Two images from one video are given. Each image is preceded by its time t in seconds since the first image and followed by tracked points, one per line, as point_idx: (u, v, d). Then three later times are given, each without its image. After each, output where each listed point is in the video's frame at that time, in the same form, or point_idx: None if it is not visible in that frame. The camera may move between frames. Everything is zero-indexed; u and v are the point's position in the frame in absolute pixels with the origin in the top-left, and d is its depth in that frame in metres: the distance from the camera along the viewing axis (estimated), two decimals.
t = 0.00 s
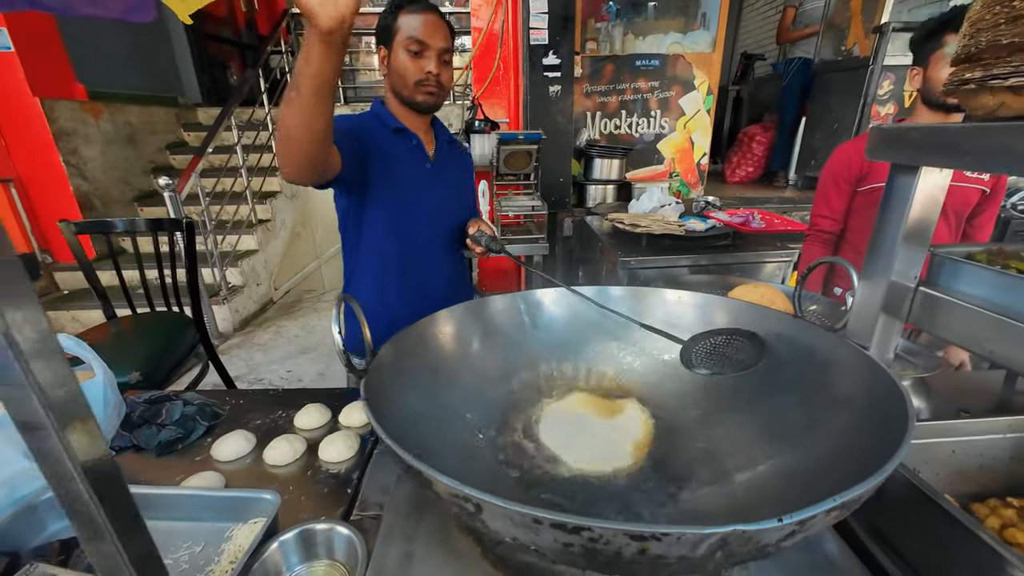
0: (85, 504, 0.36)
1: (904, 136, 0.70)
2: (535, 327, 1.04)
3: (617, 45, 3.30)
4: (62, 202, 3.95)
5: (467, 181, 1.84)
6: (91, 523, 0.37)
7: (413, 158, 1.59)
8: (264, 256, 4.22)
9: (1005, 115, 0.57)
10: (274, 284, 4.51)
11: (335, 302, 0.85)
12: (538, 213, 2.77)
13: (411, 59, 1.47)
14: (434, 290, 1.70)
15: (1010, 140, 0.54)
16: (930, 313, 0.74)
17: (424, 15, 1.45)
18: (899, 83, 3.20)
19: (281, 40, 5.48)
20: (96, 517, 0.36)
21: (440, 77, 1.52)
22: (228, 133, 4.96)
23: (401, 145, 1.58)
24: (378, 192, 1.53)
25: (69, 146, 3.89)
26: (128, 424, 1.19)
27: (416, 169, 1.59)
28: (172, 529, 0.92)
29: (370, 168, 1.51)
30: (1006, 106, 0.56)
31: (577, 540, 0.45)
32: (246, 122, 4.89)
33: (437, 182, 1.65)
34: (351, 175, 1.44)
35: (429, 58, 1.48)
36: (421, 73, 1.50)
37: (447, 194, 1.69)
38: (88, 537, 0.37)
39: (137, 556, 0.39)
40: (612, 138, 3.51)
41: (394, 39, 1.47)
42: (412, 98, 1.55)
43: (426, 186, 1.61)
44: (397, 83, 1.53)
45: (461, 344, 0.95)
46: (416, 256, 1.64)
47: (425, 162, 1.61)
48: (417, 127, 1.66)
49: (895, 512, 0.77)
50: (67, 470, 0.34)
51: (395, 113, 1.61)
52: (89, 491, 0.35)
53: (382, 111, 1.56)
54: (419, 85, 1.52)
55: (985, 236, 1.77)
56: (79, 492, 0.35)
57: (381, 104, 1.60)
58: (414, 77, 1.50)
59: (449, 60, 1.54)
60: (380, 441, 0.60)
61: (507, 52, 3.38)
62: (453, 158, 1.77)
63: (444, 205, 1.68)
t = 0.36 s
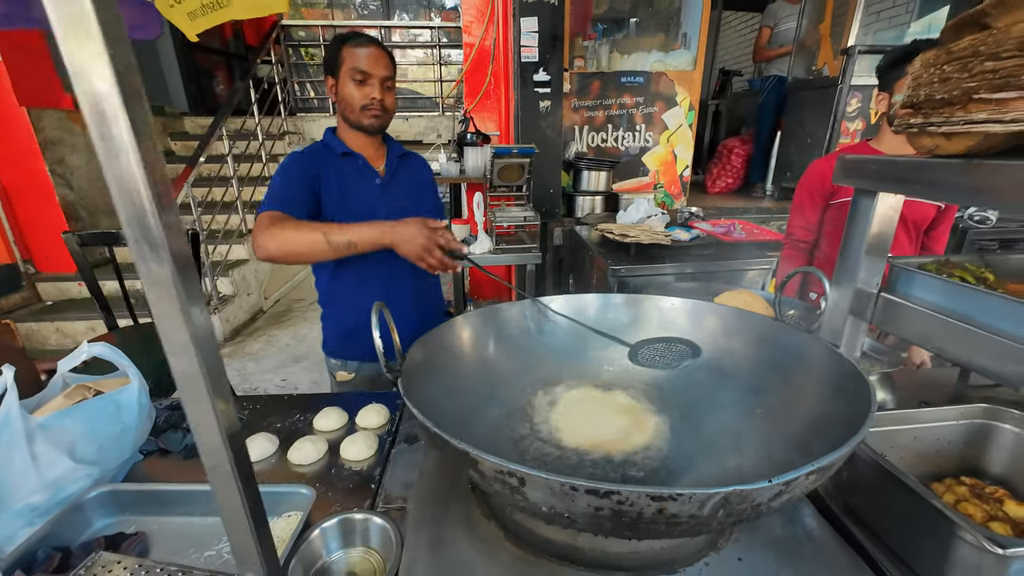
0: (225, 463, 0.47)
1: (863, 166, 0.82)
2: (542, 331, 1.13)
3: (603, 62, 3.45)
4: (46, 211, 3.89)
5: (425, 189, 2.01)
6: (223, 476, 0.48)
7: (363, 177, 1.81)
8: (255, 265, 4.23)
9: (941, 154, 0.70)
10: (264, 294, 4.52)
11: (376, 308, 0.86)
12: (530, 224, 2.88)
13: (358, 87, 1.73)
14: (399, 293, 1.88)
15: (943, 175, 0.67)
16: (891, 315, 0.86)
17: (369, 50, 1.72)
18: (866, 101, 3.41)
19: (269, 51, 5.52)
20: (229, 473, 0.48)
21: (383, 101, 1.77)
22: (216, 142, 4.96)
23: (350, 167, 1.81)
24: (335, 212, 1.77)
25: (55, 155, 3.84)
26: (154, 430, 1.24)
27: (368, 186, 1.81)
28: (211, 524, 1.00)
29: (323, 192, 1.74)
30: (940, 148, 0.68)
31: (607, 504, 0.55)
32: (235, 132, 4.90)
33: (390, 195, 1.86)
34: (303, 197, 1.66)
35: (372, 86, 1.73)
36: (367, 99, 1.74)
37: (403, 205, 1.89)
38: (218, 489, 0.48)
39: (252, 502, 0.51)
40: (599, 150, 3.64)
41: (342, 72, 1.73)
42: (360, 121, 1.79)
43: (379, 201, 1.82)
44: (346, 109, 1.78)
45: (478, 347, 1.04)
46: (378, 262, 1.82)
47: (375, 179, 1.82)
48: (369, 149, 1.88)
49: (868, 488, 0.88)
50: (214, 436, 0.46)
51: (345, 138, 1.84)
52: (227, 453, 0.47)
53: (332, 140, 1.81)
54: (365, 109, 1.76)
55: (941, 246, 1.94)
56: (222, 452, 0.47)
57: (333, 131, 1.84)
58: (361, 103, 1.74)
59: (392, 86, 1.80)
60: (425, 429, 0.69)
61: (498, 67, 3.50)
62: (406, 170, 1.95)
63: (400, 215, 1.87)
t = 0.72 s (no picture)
0: (267, 441, 0.50)
1: (844, 167, 0.87)
2: (542, 326, 1.16)
3: (589, 71, 3.53)
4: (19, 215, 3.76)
5: (393, 188, 2.05)
6: (263, 452, 0.51)
7: (330, 176, 1.83)
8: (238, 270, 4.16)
9: (915, 154, 0.75)
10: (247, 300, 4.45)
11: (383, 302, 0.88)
12: (519, 227, 2.91)
13: (327, 87, 1.74)
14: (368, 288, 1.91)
15: (918, 173, 0.72)
16: (872, 306, 0.91)
17: (336, 51, 1.74)
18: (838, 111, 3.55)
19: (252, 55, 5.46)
20: (271, 450, 0.51)
21: (353, 99, 1.79)
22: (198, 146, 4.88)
23: (317, 167, 1.82)
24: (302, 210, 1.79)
25: (29, 158, 3.73)
26: (151, 431, 1.22)
27: (335, 186, 1.83)
28: (216, 522, 0.98)
29: (290, 191, 1.76)
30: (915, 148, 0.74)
31: (621, 479, 0.58)
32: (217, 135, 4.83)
33: (358, 193, 1.89)
34: (266, 198, 1.67)
35: (341, 85, 1.75)
36: (337, 98, 1.76)
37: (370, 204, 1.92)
38: (258, 466, 0.51)
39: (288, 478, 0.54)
40: (585, 156, 3.71)
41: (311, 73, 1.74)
42: (330, 120, 1.79)
43: (347, 199, 1.85)
44: (315, 108, 1.78)
45: (481, 343, 1.06)
46: (346, 258, 1.85)
47: (342, 178, 1.85)
48: (336, 149, 1.90)
49: (858, 471, 0.94)
50: (257, 416, 0.49)
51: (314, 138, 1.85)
52: (269, 432, 0.50)
53: (298, 140, 1.81)
54: (336, 107, 1.77)
55: (912, 245, 2.03)
56: (264, 430, 0.49)
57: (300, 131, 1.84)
58: (331, 101, 1.75)
59: (359, 86, 1.82)
60: (439, 416, 0.71)
61: (486, 74, 3.54)
62: (374, 169, 1.97)
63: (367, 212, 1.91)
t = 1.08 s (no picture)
0: (245, 444, 0.49)
1: (814, 170, 0.90)
2: (526, 326, 1.17)
3: (570, 72, 3.56)
4: None
5: (384, 191, 2.08)
6: (241, 457, 0.50)
7: (323, 173, 1.84)
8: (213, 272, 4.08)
9: (881, 156, 0.78)
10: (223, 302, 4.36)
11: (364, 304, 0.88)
12: (502, 228, 2.92)
13: (323, 91, 1.77)
14: (359, 284, 1.91)
15: (883, 176, 0.76)
16: (841, 303, 0.94)
17: (331, 56, 1.77)
18: (811, 115, 3.65)
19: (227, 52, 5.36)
20: (249, 455, 0.49)
21: (347, 104, 1.83)
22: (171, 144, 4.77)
23: (311, 163, 1.83)
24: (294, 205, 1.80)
25: None
26: (122, 438, 1.19)
27: (328, 182, 1.85)
28: (191, 529, 0.97)
29: (284, 185, 1.77)
30: (881, 151, 0.77)
31: (602, 475, 0.59)
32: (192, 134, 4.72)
33: (350, 191, 1.90)
34: (260, 189, 1.68)
35: (337, 89, 1.79)
36: (331, 101, 1.79)
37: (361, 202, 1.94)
38: (233, 471, 0.50)
39: (266, 483, 0.52)
40: (567, 157, 3.73)
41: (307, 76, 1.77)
42: (325, 123, 1.83)
43: (339, 195, 1.87)
44: (310, 109, 1.81)
45: (465, 343, 1.07)
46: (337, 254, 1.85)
47: (336, 175, 1.87)
48: (330, 148, 1.93)
49: (827, 461, 0.99)
50: (235, 419, 0.47)
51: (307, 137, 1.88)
52: (247, 436, 0.49)
53: (293, 137, 1.83)
54: (330, 110, 1.80)
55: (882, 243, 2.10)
56: (242, 434, 0.48)
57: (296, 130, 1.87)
58: (325, 104, 1.79)
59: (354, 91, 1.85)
60: (422, 415, 0.71)
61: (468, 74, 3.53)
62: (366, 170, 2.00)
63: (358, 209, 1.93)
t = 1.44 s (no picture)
0: (162, 463, 0.43)
1: (793, 162, 0.88)
2: (502, 324, 1.14)
3: (554, 64, 3.50)
4: None
5: (396, 183, 2.02)
6: (160, 478, 0.44)
7: (337, 161, 1.79)
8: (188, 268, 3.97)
9: (861, 148, 0.76)
10: (199, 299, 4.26)
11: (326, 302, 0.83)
12: (485, 222, 2.88)
13: (339, 80, 1.72)
14: (365, 274, 1.86)
15: (863, 168, 0.73)
16: (820, 299, 0.92)
17: (349, 45, 1.71)
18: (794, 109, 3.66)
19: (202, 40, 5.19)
20: (167, 474, 0.44)
21: (364, 92, 1.77)
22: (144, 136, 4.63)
23: (325, 151, 1.78)
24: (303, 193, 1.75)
25: None
26: (74, 445, 1.14)
27: (340, 171, 1.79)
28: (145, 542, 0.93)
29: (294, 172, 1.73)
30: (861, 142, 0.74)
31: (571, 485, 0.56)
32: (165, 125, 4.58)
33: (362, 182, 1.84)
34: (268, 175, 1.65)
35: (354, 78, 1.74)
36: (348, 90, 1.74)
37: (371, 192, 1.88)
38: (151, 493, 0.44)
39: (192, 506, 0.47)
40: (551, 151, 3.69)
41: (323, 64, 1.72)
42: (341, 111, 1.78)
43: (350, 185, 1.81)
44: (327, 98, 1.76)
45: (438, 342, 1.03)
46: (344, 242, 1.80)
47: (350, 163, 1.81)
48: (345, 137, 1.87)
49: (806, 458, 0.97)
50: (149, 435, 0.42)
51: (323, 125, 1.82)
52: (165, 454, 0.43)
53: (310, 125, 1.78)
54: (347, 99, 1.75)
55: (862, 237, 2.11)
56: (158, 452, 0.43)
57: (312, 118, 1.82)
58: (342, 93, 1.73)
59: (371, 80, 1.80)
60: (384, 421, 0.67)
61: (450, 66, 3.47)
62: (379, 162, 1.94)
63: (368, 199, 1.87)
